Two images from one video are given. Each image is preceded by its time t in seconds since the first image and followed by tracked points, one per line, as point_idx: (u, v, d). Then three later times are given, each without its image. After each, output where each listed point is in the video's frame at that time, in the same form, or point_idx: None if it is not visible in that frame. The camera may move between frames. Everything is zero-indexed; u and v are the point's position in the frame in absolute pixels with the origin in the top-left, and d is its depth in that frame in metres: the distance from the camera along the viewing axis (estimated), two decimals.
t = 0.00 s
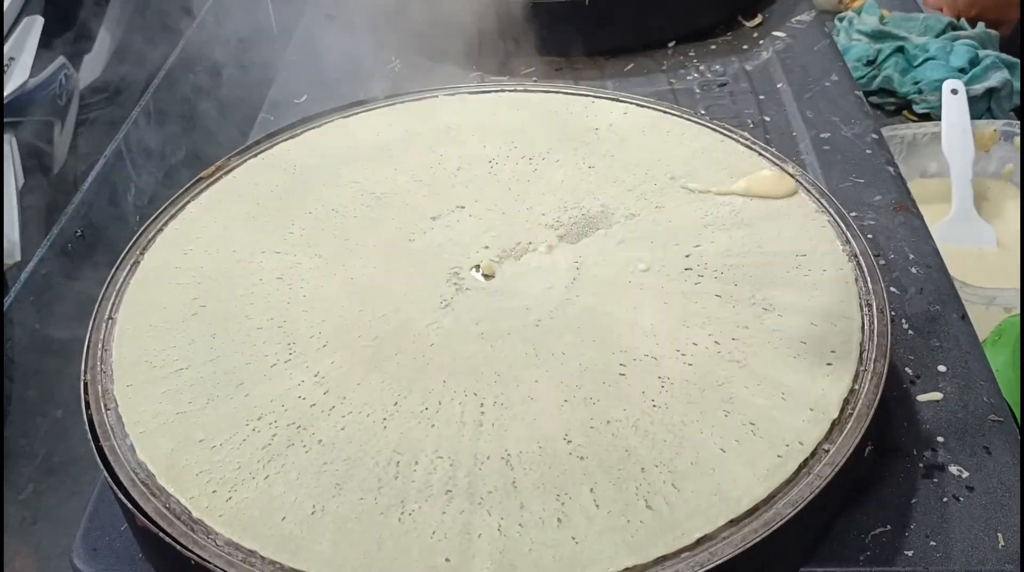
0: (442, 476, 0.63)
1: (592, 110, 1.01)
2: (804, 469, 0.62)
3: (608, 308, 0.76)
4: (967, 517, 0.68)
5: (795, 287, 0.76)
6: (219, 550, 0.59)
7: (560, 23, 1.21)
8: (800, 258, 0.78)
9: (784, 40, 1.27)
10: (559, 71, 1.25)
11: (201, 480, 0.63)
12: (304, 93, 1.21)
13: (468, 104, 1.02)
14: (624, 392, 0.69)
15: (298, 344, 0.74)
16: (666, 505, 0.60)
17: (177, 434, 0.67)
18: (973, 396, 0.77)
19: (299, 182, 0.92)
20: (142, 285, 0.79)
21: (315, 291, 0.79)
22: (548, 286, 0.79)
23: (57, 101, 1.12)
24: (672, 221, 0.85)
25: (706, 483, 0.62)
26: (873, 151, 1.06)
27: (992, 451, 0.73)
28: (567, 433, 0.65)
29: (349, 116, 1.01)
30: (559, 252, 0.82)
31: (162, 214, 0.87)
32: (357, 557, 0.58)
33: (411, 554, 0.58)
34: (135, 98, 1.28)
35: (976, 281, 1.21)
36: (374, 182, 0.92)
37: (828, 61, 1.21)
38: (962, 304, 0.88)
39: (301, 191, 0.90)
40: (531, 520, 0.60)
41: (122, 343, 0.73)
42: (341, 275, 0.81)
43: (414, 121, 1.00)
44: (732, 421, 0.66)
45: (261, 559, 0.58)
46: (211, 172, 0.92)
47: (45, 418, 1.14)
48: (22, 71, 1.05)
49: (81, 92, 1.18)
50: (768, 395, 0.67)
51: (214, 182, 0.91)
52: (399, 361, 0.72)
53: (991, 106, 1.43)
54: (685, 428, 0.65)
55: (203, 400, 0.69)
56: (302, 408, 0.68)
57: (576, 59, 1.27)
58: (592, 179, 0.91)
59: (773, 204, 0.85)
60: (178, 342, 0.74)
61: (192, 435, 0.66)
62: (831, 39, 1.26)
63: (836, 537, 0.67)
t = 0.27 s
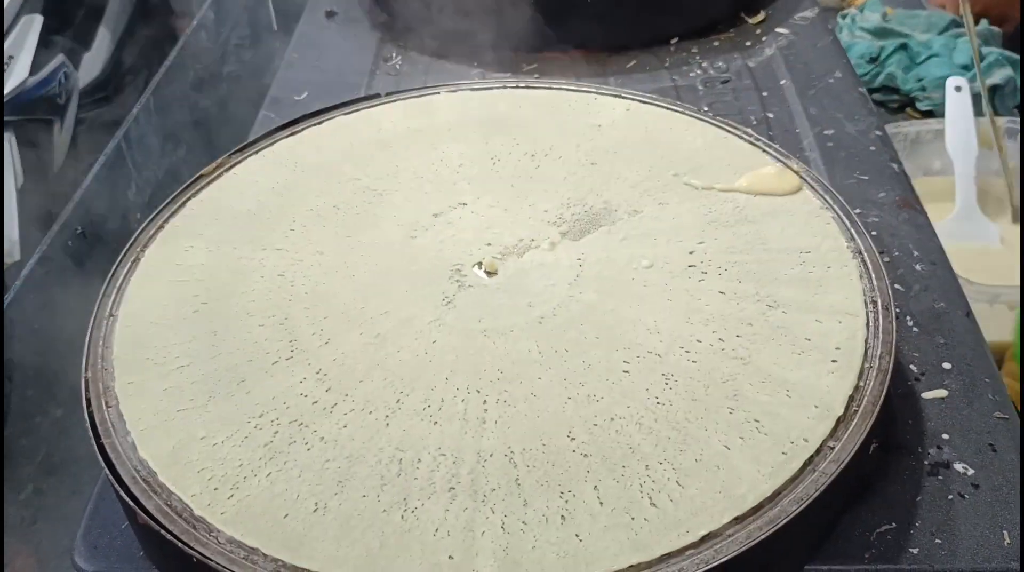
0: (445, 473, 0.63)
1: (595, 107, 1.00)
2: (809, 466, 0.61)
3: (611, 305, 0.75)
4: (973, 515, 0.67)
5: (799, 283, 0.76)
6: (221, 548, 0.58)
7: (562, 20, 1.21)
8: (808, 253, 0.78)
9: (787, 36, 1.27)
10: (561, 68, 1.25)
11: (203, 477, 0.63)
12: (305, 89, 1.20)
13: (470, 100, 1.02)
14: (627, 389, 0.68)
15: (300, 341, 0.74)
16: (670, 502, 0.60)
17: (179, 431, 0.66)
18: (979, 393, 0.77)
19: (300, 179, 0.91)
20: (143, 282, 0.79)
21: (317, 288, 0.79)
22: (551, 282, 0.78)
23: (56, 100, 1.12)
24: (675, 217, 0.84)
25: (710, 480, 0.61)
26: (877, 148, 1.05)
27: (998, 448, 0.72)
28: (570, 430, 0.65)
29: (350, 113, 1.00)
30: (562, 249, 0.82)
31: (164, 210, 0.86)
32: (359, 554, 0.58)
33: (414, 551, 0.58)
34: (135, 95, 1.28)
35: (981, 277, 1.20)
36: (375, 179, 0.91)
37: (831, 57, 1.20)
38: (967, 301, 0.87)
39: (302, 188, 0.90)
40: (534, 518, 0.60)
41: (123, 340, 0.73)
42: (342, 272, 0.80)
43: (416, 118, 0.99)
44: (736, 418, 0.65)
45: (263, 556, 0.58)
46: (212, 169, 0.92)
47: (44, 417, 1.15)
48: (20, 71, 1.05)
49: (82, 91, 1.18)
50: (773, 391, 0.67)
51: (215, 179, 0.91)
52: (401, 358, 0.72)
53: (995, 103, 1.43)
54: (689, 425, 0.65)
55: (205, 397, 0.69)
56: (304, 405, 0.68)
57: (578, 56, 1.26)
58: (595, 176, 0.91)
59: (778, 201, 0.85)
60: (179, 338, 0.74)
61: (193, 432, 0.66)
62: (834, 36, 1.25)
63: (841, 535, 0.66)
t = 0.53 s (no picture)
0: (445, 473, 0.63)
1: (595, 106, 1.00)
2: (809, 465, 0.61)
3: (611, 305, 0.75)
4: (973, 514, 0.67)
5: (800, 283, 0.76)
6: (221, 548, 0.58)
7: (563, 20, 1.21)
8: (806, 252, 0.78)
9: (787, 35, 1.27)
10: (561, 67, 1.25)
11: (203, 477, 0.63)
12: (305, 89, 1.20)
13: (470, 100, 1.02)
14: (628, 388, 0.68)
15: (300, 341, 0.74)
16: (670, 501, 0.60)
17: (180, 431, 0.66)
18: (979, 393, 0.77)
19: (300, 179, 0.91)
20: (143, 282, 0.79)
21: (317, 288, 0.79)
22: (550, 282, 0.78)
23: (57, 100, 1.13)
24: (675, 217, 0.84)
25: (711, 480, 0.61)
26: (877, 147, 1.05)
27: (998, 448, 0.72)
28: (570, 430, 0.65)
29: (350, 112, 1.00)
30: (562, 248, 0.82)
31: (164, 210, 0.86)
32: (359, 554, 0.58)
33: (414, 551, 0.58)
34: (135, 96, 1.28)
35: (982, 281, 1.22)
36: (375, 178, 0.91)
37: (831, 57, 1.20)
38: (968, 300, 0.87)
39: (303, 188, 0.90)
40: (534, 517, 0.60)
41: (123, 340, 0.73)
42: (342, 271, 0.80)
43: (416, 117, 0.99)
44: (737, 418, 0.65)
45: (263, 556, 0.58)
46: (212, 169, 0.92)
47: (44, 418, 1.15)
48: (21, 71, 1.06)
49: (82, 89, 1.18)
50: (773, 391, 0.67)
51: (215, 178, 0.91)
52: (402, 357, 0.72)
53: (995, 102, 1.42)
54: (689, 425, 0.65)
55: (205, 396, 0.69)
56: (304, 405, 0.68)
57: (578, 55, 1.26)
58: (595, 175, 0.91)
59: (777, 200, 0.85)
60: (179, 339, 0.74)
61: (193, 432, 0.66)
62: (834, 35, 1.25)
63: (841, 534, 0.66)
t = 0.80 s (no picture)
0: (442, 469, 0.63)
1: (593, 104, 1.00)
2: (807, 462, 0.61)
3: (609, 302, 0.75)
4: (971, 511, 0.67)
5: (798, 279, 0.76)
6: (217, 544, 0.58)
7: (561, 17, 1.21)
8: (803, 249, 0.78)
9: (787, 33, 1.27)
10: (560, 64, 1.25)
11: (200, 474, 0.63)
12: (304, 86, 1.20)
13: (468, 97, 1.02)
14: (625, 385, 0.68)
15: (298, 338, 0.73)
16: (667, 498, 0.60)
17: (177, 428, 0.66)
18: (978, 390, 0.77)
19: (298, 176, 0.91)
20: (141, 280, 0.79)
21: (315, 285, 0.79)
22: (548, 279, 0.78)
23: (56, 100, 1.08)
24: (673, 214, 0.84)
25: (708, 477, 0.61)
26: (876, 144, 1.05)
27: (996, 445, 0.72)
28: (567, 427, 0.65)
29: (348, 110, 1.00)
30: (561, 246, 0.82)
31: (162, 208, 0.86)
32: (356, 551, 0.58)
33: (410, 548, 0.58)
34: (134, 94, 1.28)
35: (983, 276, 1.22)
36: (373, 176, 0.91)
37: (831, 54, 1.20)
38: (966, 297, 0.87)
39: (301, 185, 0.90)
40: (531, 514, 0.59)
41: (120, 337, 0.73)
42: (340, 269, 0.80)
43: (414, 115, 0.99)
44: (734, 415, 0.65)
45: (260, 552, 0.58)
46: (210, 166, 0.92)
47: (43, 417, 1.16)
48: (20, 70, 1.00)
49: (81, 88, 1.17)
50: (771, 388, 0.67)
51: (212, 176, 0.91)
52: (399, 354, 0.72)
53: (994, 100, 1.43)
54: (686, 422, 0.65)
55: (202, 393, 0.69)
56: (301, 402, 0.68)
57: (576, 52, 1.26)
58: (593, 172, 0.91)
59: (776, 197, 0.84)
60: (176, 336, 0.73)
61: (190, 429, 0.66)
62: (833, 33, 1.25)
63: (839, 530, 0.66)
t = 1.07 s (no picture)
0: (441, 466, 0.63)
1: (593, 101, 1.00)
2: (805, 458, 0.61)
3: (608, 299, 0.75)
4: (969, 508, 0.67)
5: (797, 276, 0.76)
6: (217, 541, 0.58)
7: (560, 15, 1.21)
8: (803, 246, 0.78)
9: (786, 31, 1.27)
10: (559, 62, 1.25)
11: (199, 471, 0.63)
12: (303, 85, 1.20)
13: (467, 95, 1.02)
14: (624, 381, 0.68)
15: (297, 335, 0.74)
16: (666, 495, 0.60)
17: (177, 425, 0.66)
18: (977, 387, 0.77)
19: (298, 174, 0.91)
20: (140, 278, 0.79)
21: (314, 283, 0.79)
22: (547, 276, 0.78)
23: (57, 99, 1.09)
24: (672, 211, 0.84)
25: (707, 473, 0.61)
26: (875, 142, 1.05)
27: (995, 441, 0.72)
28: (566, 423, 0.65)
29: (347, 108, 1.00)
30: (560, 243, 0.82)
31: (161, 205, 0.86)
32: (355, 548, 0.58)
33: (409, 544, 0.58)
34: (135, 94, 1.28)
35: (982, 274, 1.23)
36: (372, 173, 0.91)
37: (830, 52, 1.20)
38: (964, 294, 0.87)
39: (300, 183, 0.90)
40: (530, 510, 0.60)
41: (120, 335, 0.73)
42: (339, 266, 0.80)
43: (414, 112, 0.99)
44: (733, 411, 0.65)
45: (259, 549, 0.58)
46: (210, 164, 0.92)
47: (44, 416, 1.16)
48: (20, 70, 1.01)
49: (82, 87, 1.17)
50: (770, 384, 0.67)
51: (212, 174, 0.91)
52: (399, 351, 0.72)
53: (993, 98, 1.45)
54: (685, 418, 0.65)
55: (202, 390, 0.69)
56: (301, 398, 0.68)
57: (575, 50, 1.26)
58: (593, 170, 0.91)
59: (775, 195, 0.84)
60: (176, 334, 0.74)
61: (190, 426, 0.66)
62: (833, 31, 1.25)
63: (838, 527, 0.66)
